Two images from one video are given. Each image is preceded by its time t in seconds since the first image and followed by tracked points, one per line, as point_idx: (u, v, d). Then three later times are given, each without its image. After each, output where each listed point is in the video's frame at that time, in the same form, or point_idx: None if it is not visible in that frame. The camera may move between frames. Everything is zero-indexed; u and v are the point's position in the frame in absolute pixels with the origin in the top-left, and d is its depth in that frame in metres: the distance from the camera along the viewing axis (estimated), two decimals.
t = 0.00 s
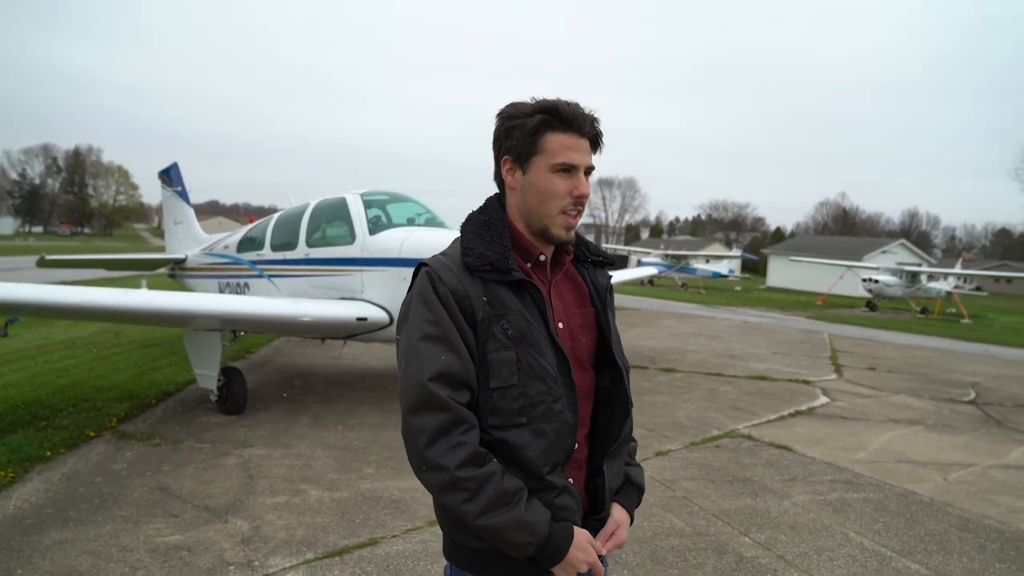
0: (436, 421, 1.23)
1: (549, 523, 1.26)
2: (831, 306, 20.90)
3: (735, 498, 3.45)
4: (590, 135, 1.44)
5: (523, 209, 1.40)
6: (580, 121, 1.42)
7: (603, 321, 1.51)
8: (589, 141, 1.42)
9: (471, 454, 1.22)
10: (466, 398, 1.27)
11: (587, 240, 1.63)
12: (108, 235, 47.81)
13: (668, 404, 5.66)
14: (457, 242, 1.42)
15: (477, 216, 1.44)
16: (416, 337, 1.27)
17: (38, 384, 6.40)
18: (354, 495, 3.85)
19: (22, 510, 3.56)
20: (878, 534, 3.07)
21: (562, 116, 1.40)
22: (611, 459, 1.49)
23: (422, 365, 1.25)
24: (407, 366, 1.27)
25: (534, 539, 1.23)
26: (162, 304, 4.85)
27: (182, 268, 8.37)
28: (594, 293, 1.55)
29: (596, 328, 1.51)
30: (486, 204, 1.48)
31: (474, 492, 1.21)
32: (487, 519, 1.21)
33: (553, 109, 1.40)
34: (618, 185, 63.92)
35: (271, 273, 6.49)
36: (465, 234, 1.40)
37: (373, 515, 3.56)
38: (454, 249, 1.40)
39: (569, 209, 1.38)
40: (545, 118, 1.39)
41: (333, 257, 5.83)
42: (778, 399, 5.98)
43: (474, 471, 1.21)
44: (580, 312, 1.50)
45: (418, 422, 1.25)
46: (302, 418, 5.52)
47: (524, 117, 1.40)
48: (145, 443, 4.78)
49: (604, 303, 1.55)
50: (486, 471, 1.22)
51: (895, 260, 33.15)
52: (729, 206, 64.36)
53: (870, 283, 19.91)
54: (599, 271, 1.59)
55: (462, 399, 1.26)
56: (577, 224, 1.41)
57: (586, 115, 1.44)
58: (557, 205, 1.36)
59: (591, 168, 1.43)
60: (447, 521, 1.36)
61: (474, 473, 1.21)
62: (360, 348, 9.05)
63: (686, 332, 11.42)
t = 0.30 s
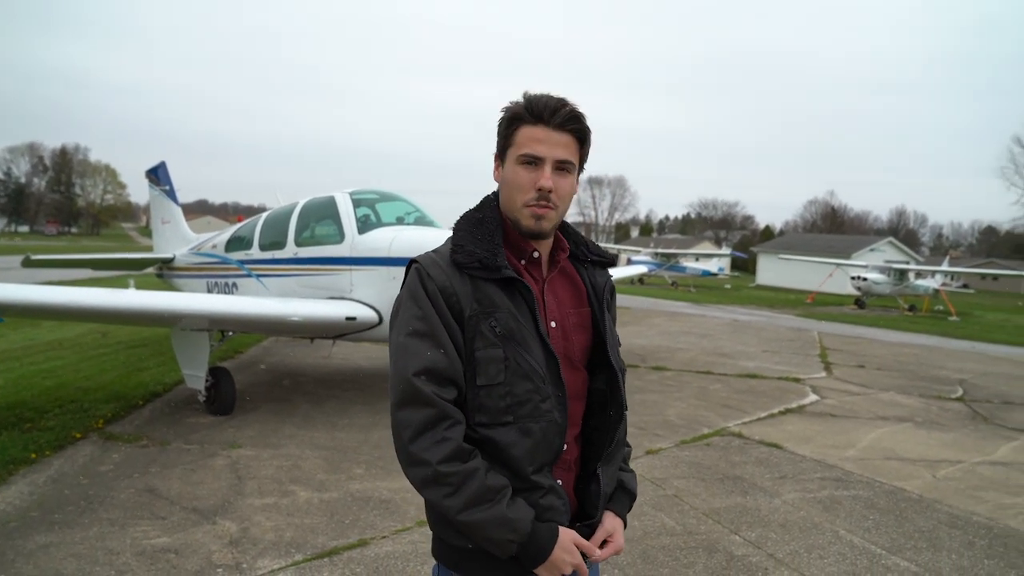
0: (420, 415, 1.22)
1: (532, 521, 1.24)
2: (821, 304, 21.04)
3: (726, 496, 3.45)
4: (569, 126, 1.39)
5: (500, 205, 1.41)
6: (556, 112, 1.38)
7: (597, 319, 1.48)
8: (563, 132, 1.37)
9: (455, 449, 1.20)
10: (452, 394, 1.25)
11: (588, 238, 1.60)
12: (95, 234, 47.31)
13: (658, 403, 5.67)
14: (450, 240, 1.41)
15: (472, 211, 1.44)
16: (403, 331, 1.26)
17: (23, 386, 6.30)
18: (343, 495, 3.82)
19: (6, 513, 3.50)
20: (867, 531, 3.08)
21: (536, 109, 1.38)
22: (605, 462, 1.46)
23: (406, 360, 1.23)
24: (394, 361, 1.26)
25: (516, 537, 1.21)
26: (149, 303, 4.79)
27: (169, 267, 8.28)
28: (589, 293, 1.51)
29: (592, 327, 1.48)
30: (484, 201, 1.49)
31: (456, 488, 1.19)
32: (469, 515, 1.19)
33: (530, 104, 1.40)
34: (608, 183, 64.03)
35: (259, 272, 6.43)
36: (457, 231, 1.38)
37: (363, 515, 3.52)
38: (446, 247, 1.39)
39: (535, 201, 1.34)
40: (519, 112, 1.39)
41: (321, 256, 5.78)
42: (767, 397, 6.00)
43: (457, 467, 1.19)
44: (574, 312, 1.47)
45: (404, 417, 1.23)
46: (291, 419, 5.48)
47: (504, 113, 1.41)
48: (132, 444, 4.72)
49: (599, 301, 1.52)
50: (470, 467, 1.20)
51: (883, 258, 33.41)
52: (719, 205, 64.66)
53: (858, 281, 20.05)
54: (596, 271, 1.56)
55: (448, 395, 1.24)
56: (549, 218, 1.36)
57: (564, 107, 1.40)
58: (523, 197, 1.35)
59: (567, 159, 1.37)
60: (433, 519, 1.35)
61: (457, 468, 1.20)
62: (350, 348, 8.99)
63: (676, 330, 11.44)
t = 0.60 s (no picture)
0: (415, 408, 1.21)
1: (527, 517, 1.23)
2: (821, 305, 21.04)
3: (728, 498, 3.43)
4: (572, 130, 1.38)
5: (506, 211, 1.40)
6: (558, 117, 1.37)
7: (594, 326, 1.46)
8: (567, 137, 1.37)
9: (449, 442, 1.20)
10: (447, 390, 1.25)
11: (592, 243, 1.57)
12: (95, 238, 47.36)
13: (658, 405, 5.66)
14: (450, 243, 1.41)
15: (474, 216, 1.43)
16: (401, 326, 1.26)
17: (23, 389, 6.29)
18: (344, 499, 3.81)
19: (6, 517, 3.48)
20: (870, 533, 3.06)
21: (537, 114, 1.37)
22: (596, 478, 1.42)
23: (403, 353, 1.23)
24: (391, 355, 1.26)
25: (506, 537, 1.19)
26: (150, 307, 4.78)
27: (169, 271, 8.27)
28: (590, 299, 1.49)
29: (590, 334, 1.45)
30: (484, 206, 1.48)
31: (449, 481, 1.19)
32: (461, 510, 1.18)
33: (530, 108, 1.39)
34: (608, 185, 64.09)
35: (258, 276, 6.42)
36: (458, 234, 1.38)
37: (363, 519, 3.51)
38: (446, 248, 1.39)
39: (542, 207, 1.34)
40: (520, 118, 1.38)
41: (320, 259, 5.78)
42: (768, 399, 5.99)
43: (451, 458, 1.19)
44: (573, 318, 1.45)
45: (400, 409, 1.23)
46: (291, 422, 5.46)
47: (506, 117, 1.40)
48: (132, 447, 4.71)
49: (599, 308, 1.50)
50: (463, 461, 1.20)
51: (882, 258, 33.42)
52: (719, 206, 64.71)
53: (859, 281, 20.08)
54: (601, 278, 1.53)
55: (443, 390, 1.24)
56: (556, 223, 1.36)
57: (566, 111, 1.39)
58: (529, 204, 1.34)
59: (571, 164, 1.37)
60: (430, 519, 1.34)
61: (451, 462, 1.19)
62: (350, 351, 8.98)
63: (675, 332, 11.44)
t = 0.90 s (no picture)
0: (440, 401, 1.20)
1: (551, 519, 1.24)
2: (830, 306, 20.93)
3: (737, 501, 3.42)
4: (593, 133, 1.40)
5: (526, 213, 1.40)
6: (579, 120, 1.39)
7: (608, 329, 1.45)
8: (589, 139, 1.38)
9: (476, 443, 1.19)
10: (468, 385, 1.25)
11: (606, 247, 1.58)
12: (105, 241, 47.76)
13: (668, 407, 5.65)
14: (469, 240, 1.41)
15: (493, 217, 1.44)
16: (423, 318, 1.26)
17: (35, 391, 6.35)
18: (354, 500, 3.82)
19: (20, 518, 3.53)
20: (882, 537, 3.04)
21: (558, 117, 1.38)
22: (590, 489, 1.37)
23: (427, 344, 1.23)
24: (414, 348, 1.25)
25: (533, 540, 1.20)
26: (160, 309, 4.81)
27: (179, 273, 8.33)
28: (598, 301, 1.48)
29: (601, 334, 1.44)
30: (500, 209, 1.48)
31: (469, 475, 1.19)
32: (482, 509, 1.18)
33: (551, 112, 1.40)
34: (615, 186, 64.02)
35: (268, 278, 6.46)
36: (478, 234, 1.39)
37: (373, 521, 3.53)
38: (466, 246, 1.39)
39: (566, 208, 1.35)
40: (541, 120, 1.38)
41: (330, 261, 5.81)
42: (778, 401, 5.96)
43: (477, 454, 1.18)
44: (586, 322, 1.46)
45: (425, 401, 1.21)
46: (300, 424, 5.49)
47: (527, 120, 1.41)
48: (143, 449, 4.75)
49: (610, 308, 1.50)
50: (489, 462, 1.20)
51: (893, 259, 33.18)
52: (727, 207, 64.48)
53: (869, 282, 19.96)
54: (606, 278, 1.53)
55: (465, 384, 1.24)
56: (579, 224, 1.37)
57: (586, 114, 1.41)
58: (552, 205, 1.35)
59: (593, 166, 1.39)
60: (442, 521, 1.34)
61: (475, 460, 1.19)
62: (359, 352, 9.02)
63: (684, 333, 11.41)
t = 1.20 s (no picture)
0: (437, 369, 1.18)
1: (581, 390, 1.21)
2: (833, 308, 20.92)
3: (740, 502, 3.43)
4: (587, 132, 1.41)
5: (525, 213, 1.42)
6: (573, 119, 1.40)
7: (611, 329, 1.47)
8: (584, 138, 1.39)
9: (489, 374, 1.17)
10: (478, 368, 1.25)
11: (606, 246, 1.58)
12: (108, 244, 47.88)
13: (670, 408, 5.66)
14: (477, 239, 1.43)
15: (496, 218, 1.45)
16: (431, 307, 1.26)
17: (39, 394, 6.37)
18: (357, 502, 3.84)
19: (23, 520, 3.54)
20: (884, 538, 3.05)
21: (552, 118, 1.40)
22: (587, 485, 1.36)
23: (432, 324, 1.23)
24: (419, 332, 1.24)
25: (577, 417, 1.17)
26: (164, 312, 4.83)
27: (182, 276, 8.36)
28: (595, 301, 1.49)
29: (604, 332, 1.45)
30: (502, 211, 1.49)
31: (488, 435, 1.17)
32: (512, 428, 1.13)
33: (545, 114, 1.42)
34: (617, 189, 64.04)
35: (271, 280, 6.48)
36: (485, 233, 1.40)
37: (376, 522, 3.54)
38: (476, 243, 1.40)
39: (563, 206, 1.35)
40: (536, 123, 1.40)
41: (332, 263, 5.83)
42: (780, 402, 5.96)
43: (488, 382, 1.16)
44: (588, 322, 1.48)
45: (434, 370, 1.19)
46: (303, 426, 5.50)
47: (522, 123, 1.43)
48: (146, 452, 4.76)
49: (614, 308, 1.51)
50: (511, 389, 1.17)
51: (895, 261, 33.15)
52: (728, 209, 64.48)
53: (870, 284, 19.94)
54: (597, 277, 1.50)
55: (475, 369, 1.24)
56: (577, 222, 1.38)
57: (580, 114, 1.42)
58: (549, 204, 1.36)
59: (589, 164, 1.40)
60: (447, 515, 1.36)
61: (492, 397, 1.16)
62: (361, 355, 9.03)
63: (686, 335, 11.40)
